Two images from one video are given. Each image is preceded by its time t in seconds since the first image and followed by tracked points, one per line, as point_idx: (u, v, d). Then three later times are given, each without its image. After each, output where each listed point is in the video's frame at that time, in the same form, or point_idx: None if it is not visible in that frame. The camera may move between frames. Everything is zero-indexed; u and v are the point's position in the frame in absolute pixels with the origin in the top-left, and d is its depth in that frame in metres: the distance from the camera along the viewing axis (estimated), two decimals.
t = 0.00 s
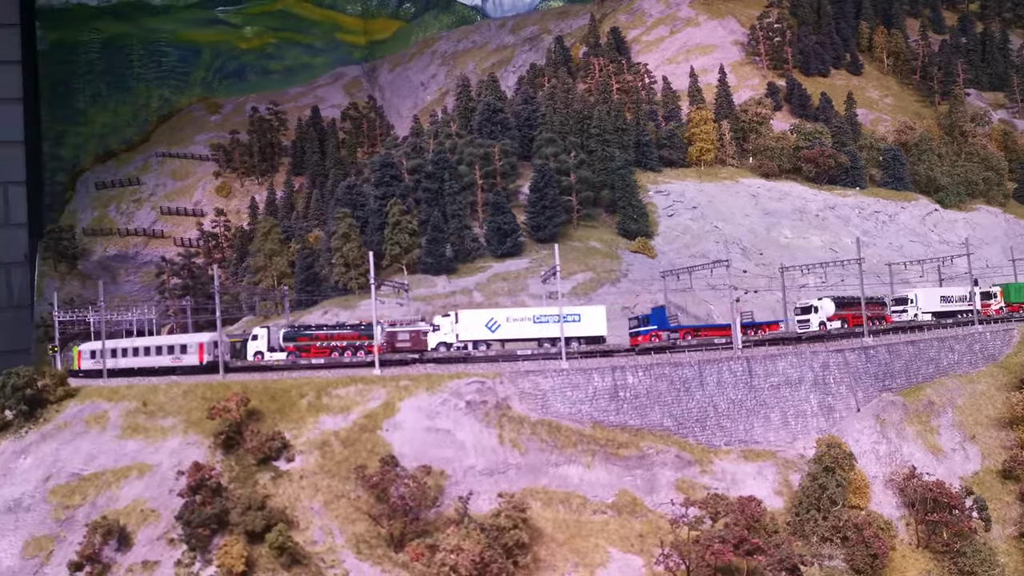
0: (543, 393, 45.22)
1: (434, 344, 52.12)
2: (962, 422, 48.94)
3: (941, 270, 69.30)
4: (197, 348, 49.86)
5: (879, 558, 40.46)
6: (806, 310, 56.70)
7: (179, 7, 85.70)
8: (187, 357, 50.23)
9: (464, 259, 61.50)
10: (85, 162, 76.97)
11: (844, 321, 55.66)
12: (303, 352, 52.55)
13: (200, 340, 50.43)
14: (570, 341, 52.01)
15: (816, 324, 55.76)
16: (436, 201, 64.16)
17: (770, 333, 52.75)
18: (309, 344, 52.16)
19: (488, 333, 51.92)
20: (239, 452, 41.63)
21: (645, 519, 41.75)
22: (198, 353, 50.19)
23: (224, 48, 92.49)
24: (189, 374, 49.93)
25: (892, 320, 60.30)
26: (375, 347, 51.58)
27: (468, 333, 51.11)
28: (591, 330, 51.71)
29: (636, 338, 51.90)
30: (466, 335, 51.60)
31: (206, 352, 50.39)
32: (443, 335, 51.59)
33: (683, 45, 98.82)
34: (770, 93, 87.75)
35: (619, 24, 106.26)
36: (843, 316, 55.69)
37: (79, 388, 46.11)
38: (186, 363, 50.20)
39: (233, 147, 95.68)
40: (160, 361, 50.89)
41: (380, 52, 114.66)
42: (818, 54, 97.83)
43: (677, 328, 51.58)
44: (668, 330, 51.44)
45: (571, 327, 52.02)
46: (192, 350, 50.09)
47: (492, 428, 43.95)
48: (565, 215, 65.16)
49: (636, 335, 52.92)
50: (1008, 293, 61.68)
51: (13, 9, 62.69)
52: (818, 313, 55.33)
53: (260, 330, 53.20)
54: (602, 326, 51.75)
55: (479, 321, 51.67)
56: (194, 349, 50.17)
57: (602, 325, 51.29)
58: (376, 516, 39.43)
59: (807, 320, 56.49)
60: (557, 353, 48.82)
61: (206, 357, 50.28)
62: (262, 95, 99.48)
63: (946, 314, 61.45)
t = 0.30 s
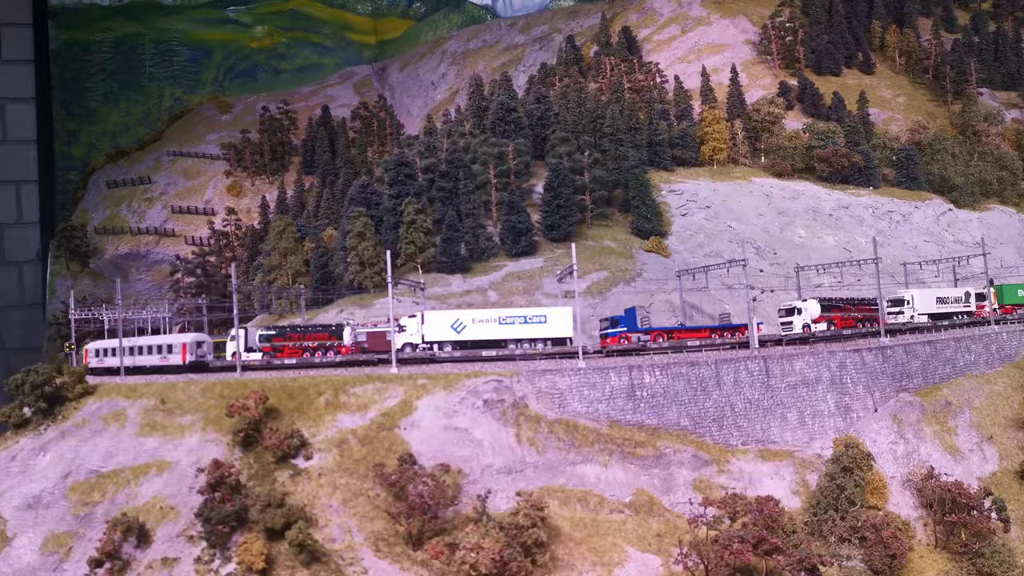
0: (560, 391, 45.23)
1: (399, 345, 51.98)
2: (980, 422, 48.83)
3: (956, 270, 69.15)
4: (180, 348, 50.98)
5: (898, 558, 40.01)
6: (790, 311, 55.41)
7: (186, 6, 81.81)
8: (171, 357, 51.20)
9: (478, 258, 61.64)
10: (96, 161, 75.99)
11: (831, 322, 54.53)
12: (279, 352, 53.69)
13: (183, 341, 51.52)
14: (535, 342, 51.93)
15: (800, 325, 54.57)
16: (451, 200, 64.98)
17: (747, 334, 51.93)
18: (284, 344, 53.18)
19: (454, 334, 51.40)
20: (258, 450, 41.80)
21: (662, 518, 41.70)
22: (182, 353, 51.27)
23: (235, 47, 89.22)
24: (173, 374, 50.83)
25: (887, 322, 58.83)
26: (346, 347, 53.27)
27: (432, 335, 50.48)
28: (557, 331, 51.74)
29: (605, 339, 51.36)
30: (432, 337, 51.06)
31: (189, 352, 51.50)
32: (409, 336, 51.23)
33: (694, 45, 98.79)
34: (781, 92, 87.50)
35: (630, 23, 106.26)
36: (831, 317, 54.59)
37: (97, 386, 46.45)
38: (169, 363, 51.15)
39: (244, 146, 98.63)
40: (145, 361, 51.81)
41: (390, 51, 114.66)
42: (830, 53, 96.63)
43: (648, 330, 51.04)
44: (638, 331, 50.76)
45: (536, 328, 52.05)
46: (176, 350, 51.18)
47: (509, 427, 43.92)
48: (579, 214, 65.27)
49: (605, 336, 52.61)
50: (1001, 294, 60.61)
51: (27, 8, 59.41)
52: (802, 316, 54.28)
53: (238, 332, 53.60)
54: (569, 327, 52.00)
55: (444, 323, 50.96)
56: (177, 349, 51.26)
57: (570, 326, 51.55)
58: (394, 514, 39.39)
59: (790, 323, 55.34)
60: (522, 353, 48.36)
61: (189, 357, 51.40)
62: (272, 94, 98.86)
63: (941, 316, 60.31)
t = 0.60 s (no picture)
0: (582, 390, 45.26)
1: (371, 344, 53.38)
2: (1001, 422, 48.79)
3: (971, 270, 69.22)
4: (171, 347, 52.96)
5: (921, 558, 39.53)
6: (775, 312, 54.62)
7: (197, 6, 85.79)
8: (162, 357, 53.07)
9: (496, 257, 62.34)
10: (107, 160, 78.25)
11: (819, 324, 54.31)
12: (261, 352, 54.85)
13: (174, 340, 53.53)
14: (504, 343, 51.58)
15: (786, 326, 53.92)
16: (467, 199, 65.55)
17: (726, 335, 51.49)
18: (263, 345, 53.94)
19: (424, 334, 51.71)
20: (281, 447, 41.73)
21: (684, 518, 41.55)
22: (172, 352, 53.17)
23: (244, 47, 92.35)
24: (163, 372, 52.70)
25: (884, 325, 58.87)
26: (322, 347, 54.31)
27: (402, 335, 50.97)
28: (526, 333, 51.30)
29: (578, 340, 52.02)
30: (403, 338, 51.60)
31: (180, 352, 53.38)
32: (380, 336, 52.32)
33: (707, 44, 98.92)
34: (795, 92, 87.43)
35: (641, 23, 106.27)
36: (819, 320, 54.23)
37: (117, 384, 46.59)
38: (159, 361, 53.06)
39: (255, 145, 94.81)
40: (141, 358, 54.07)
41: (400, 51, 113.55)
42: (843, 54, 97.11)
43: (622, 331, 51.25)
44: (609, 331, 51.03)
45: (506, 328, 51.82)
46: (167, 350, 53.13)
47: (531, 425, 43.87)
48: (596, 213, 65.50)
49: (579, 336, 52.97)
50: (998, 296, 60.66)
51: (39, 9, 60.20)
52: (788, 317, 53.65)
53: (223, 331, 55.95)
54: (538, 328, 51.67)
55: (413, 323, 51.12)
56: (167, 348, 53.18)
57: (539, 328, 51.25)
58: (417, 511, 39.23)
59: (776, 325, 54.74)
60: (489, 354, 48.26)
61: (179, 356, 53.29)
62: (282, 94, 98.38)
63: (940, 318, 59.75)
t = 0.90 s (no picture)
0: (607, 389, 45.14)
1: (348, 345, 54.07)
2: None
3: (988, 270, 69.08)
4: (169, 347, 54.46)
5: (948, 558, 39.05)
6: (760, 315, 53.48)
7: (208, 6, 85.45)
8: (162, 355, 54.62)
9: (515, 257, 62.29)
10: (118, 160, 78.03)
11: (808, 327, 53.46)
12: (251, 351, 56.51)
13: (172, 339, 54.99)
14: (478, 344, 51.86)
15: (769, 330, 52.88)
16: (486, 198, 65.31)
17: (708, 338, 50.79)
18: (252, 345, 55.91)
19: (400, 335, 52.54)
20: (308, 446, 41.59)
21: (710, 518, 41.38)
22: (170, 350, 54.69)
23: (255, 47, 92.21)
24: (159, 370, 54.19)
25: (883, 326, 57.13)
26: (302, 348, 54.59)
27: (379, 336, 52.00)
28: (499, 334, 51.49)
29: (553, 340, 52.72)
30: (379, 338, 52.55)
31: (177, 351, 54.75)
32: (358, 336, 53.26)
33: (720, 44, 99.00)
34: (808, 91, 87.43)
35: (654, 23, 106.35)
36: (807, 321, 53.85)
37: (141, 382, 46.63)
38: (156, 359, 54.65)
39: (265, 145, 94.60)
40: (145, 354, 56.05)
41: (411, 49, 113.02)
42: (857, 53, 96.78)
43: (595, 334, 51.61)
44: (584, 334, 51.32)
45: (480, 329, 52.02)
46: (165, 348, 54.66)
47: (557, 424, 43.76)
48: (615, 213, 65.60)
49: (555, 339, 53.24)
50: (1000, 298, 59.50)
51: (52, 9, 61.11)
52: (771, 320, 52.52)
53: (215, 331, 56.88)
54: (512, 328, 51.82)
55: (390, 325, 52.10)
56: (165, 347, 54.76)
57: (512, 328, 51.45)
58: (444, 511, 39.14)
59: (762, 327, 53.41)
60: (464, 355, 48.10)
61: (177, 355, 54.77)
62: (292, 94, 98.86)
63: (942, 319, 58.31)
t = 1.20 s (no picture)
0: (632, 388, 45.09)
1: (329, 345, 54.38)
2: None
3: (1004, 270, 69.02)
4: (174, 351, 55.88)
5: (975, 559, 39.08)
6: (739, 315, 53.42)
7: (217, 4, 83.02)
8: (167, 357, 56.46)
9: (534, 256, 62.82)
10: (128, 158, 75.83)
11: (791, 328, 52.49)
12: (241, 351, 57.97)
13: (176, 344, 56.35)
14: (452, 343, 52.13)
15: (749, 331, 52.90)
16: (506, 196, 65.99)
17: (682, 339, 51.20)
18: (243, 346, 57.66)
19: (377, 335, 52.70)
20: (334, 444, 41.41)
21: (737, 517, 41.22)
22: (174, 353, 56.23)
23: (264, 46, 90.45)
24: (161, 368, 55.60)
25: (874, 328, 57.07)
26: (287, 348, 57.52)
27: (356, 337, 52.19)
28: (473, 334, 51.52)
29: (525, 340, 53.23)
30: (356, 339, 52.63)
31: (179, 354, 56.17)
32: (337, 337, 53.45)
33: (731, 42, 99.24)
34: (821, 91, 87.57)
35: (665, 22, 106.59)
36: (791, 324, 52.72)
37: (164, 380, 46.45)
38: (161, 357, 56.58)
39: (275, 143, 95.42)
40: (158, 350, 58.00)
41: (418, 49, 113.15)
42: (868, 52, 96.91)
43: (567, 335, 52.11)
44: (557, 334, 51.87)
45: (454, 329, 52.29)
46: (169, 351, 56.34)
47: (583, 423, 43.64)
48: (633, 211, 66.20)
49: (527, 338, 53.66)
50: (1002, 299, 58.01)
51: (62, 7, 57.53)
52: (750, 321, 52.89)
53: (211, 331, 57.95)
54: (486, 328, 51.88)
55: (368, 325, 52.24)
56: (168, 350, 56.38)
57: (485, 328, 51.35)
58: (473, 510, 39.06)
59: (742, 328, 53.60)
60: (438, 354, 48.34)
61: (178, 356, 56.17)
62: (301, 92, 98.14)
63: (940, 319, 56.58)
